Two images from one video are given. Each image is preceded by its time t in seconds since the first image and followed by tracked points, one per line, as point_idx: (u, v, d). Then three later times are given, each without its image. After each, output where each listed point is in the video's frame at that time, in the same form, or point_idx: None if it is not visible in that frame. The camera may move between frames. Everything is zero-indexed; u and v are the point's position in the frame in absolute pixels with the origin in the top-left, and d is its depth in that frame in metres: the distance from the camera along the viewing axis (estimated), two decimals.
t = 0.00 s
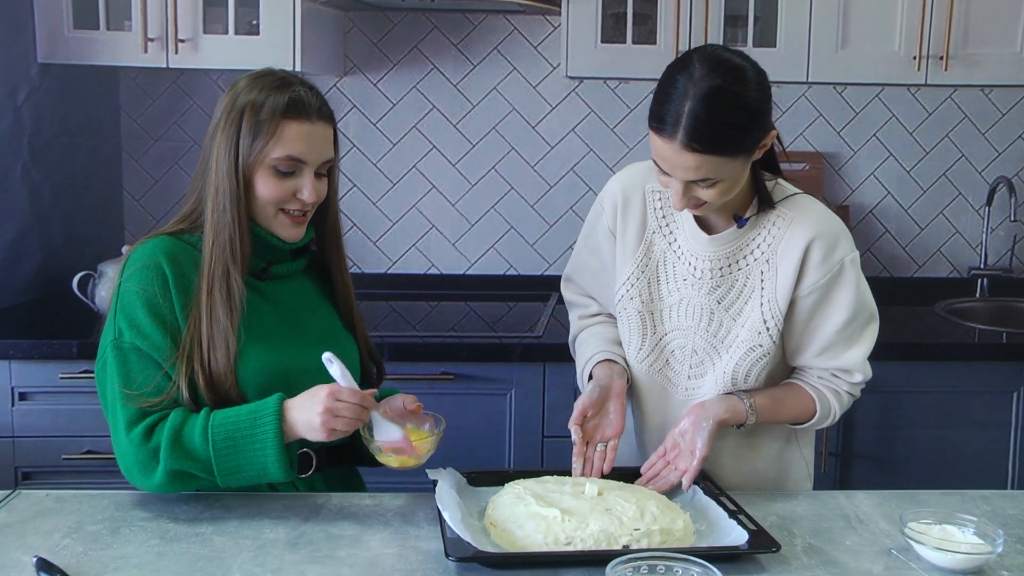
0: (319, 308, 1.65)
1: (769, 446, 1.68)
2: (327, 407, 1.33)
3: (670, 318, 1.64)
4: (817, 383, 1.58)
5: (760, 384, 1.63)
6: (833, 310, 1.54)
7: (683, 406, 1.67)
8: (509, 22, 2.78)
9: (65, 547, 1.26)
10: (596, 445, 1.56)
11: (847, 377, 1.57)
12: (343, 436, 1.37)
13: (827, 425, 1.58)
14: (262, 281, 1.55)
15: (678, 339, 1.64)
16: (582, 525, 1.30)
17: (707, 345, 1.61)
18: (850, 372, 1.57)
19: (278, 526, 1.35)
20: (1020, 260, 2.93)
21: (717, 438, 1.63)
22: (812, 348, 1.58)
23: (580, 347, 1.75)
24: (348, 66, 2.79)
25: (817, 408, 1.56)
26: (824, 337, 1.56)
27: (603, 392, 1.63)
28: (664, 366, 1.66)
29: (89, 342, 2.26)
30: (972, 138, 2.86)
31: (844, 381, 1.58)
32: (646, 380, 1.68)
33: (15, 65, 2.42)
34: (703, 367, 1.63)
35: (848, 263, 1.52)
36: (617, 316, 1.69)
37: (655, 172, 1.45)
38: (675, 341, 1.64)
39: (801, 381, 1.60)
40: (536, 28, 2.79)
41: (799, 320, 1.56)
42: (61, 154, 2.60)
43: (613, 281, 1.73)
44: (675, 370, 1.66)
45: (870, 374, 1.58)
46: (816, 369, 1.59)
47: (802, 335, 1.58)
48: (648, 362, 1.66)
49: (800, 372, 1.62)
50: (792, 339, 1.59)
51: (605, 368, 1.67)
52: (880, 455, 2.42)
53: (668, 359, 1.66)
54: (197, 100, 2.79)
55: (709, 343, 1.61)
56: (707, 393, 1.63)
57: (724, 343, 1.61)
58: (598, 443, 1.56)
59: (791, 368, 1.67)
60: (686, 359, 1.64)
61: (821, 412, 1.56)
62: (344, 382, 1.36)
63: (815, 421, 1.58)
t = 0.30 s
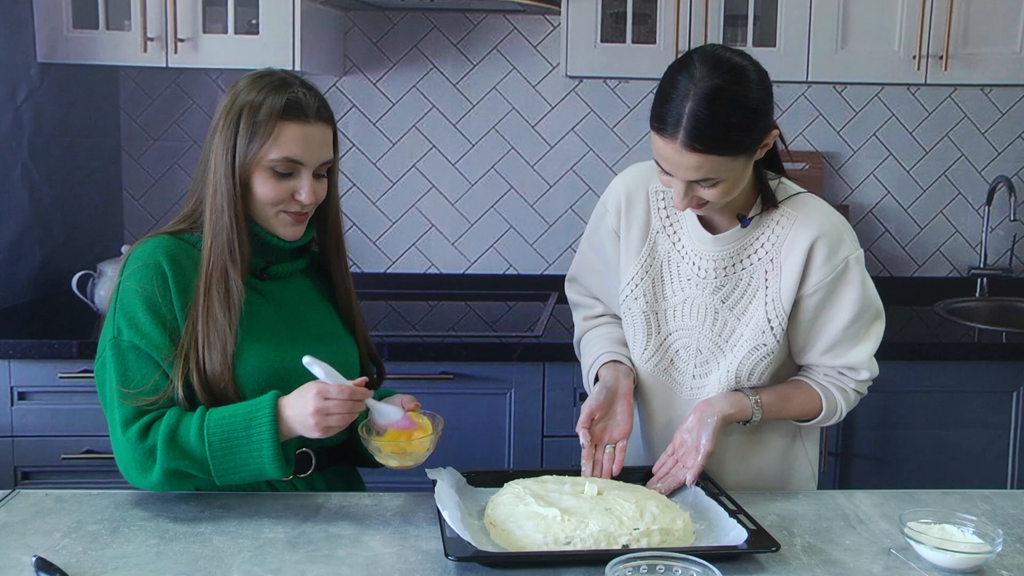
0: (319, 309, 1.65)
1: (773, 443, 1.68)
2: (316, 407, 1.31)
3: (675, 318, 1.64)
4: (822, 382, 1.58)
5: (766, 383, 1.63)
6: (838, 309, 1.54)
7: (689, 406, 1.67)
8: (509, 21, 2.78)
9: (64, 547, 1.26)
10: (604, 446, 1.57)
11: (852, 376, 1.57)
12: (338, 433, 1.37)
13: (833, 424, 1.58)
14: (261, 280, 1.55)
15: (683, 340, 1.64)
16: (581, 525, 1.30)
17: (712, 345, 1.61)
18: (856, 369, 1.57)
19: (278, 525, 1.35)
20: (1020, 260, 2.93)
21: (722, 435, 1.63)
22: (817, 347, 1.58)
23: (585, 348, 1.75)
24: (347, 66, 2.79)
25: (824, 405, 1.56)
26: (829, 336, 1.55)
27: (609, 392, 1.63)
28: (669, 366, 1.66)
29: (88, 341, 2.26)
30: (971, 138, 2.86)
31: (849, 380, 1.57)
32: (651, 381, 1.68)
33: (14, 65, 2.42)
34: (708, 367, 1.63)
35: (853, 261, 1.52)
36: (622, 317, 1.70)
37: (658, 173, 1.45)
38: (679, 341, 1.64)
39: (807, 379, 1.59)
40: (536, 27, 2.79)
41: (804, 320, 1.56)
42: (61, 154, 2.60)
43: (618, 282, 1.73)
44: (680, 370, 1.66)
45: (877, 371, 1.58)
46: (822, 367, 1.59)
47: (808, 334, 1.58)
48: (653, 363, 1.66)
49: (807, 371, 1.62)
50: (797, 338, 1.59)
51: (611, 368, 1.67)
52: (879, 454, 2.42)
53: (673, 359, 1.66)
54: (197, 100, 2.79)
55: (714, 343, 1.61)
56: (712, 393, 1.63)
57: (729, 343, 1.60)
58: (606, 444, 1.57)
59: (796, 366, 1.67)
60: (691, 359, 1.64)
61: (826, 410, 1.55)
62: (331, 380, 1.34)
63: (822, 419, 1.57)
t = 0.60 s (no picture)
0: (320, 309, 1.65)
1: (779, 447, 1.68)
2: (318, 415, 1.31)
3: (682, 318, 1.64)
4: (828, 384, 1.58)
5: (772, 384, 1.63)
6: (844, 310, 1.54)
7: (696, 407, 1.67)
8: (509, 21, 2.78)
9: (64, 547, 1.26)
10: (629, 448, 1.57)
11: (858, 377, 1.57)
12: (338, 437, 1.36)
13: (837, 426, 1.58)
14: (260, 280, 1.55)
15: (689, 340, 1.64)
16: (581, 525, 1.30)
17: (719, 345, 1.61)
18: (861, 371, 1.57)
19: (278, 525, 1.35)
20: (1020, 260, 2.93)
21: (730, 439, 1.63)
22: (823, 348, 1.58)
23: (596, 351, 1.74)
24: (347, 66, 2.79)
25: (829, 408, 1.56)
26: (835, 337, 1.56)
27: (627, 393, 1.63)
28: (675, 367, 1.66)
29: (88, 341, 2.26)
30: (971, 138, 2.86)
31: (855, 382, 1.58)
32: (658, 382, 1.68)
33: (14, 65, 2.41)
34: (715, 368, 1.63)
35: (859, 262, 1.53)
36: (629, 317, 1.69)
37: (665, 174, 1.45)
38: (686, 341, 1.64)
39: (812, 381, 1.59)
40: (535, 27, 2.79)
41: (810, 321, 1.56)
42: (61, 154, 2.60)
43: (625, 281, 1.72)
44: (687, 371, 1.66)
45: (879, 374, 1.58)
46: (827, 368, 1.59)
47: (813, 335, 1.58)
48: (659, 364, 1.66)
49: (812, 372, 1.62)
50: (803, 339, 1.59)
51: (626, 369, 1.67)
52: (879, 454, 2.42)
53: (679, 360, 1.66)
54: (196, 100, 2.79)
55: (720, 343, 1.61)
56: (719, 394, 1.63)
57: (735, 343, 1.60)
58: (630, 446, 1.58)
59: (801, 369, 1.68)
60: (698, 359, 1.64)
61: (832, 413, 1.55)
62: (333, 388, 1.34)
63: (826, 422, 1.57)
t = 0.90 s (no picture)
0: (321, 309, 1.65)
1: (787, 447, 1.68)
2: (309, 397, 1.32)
3: (691, 322, 1.64)
4: (842, 385, 1.58)
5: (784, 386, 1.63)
6: (858, 311, 1.55)
7: (706, 413, 1.66)
8: (509, 21, 2.78)
9: (64, 547, 1.26)
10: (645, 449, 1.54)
11: (871, 379, 1.58)
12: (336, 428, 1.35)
13: (851, 429, 1.58)
14: (260, 281, 1.55)
15: (698, 344, 1.63)
16: (581, 525, 1.30)
17: (729, 348, 1.61)
18: (875, 373, 1.57)
19: (278, 526, 1.35)
20: (1020, 260, 2.93)
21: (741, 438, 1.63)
22: (835, 350, 1.58)
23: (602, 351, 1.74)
24: (347, 65, 2.79)
25: (845, 410, 1.56)
26: (848, 338, 1.56)
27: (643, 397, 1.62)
28: (683, 371, 1.65)
29: (88, 341, 2.26)
30: (971, 138, 2.86)
31: (867, 384, 1.58)
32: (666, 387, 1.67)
33: (14, 65, 2.41)
34: (724, 371, 1.62)
35: (871, 263, 1.53)
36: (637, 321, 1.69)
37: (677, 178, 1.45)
38: (695, 345, 1.64)
39: (828, 384, 1.59)
40: (535, 27, 2.79)
41: (822, 323, 1.57)
42: (61, 154, 2.60)
43: (631, 284, 1.72)
44: (695, 375, 1.65)
45: (896, 373, 1.58)
46: (841, 370, 1.60)
47: (826, 337, 1.58)
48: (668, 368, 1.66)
49: (825, 374, 1.63)
50: (815, 341, 1.60)
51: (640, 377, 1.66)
52: (879, 454, 2.42)
53: (687, 364, 1.65)
54: (196, 99, 2.79)
55: (731, 346, 1.61)
56: (729, 397, 1.62)
57: (746, 345, 1.60)
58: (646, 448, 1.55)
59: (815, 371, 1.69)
60: (706, 362, 1.63)
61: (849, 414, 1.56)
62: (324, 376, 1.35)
63: (841, 424, 1.58)
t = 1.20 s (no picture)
0: (320, 309, 1.65)
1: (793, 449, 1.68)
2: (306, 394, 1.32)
3: (702, 326, 1.63)
4: (848, 387, 1.58)
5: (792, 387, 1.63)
6: (868, 313, 1.55)
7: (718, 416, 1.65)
8: (509, 21, 2.78)
9: (64, 547, 1.26)
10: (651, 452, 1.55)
11: (880, 382, 1.58)
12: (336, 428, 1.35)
13: (856, 431, 1.58)
14: (258, 282, 1.55)
15: (710, 347, 1.63)
16: (581, 525, 1.30)
17: (740, 351, 1.61)
18: (882, 376, 1.57)
19: (278, 525, 1.35)
20: (1019, 260, 2.93)
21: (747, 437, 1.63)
22: (845, 353, 1.58)
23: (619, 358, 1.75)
24: (347, 65, 2.79)
25: (849, 412, 1.57)
26: (858, 340, 1.56)
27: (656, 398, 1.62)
28: (696, 375, 1.65)
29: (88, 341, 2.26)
30: (971, 138, 2.86)
31: (876, 386, 1.58)
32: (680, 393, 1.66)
33: (14, 65, 2.41)
34: (736, 374, 1.62)
35: (883, 265, 1.53)
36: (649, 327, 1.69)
37: (693, 184, 1.45)
38: (707, 348, 1.64)
39: (832, 385, 1.60)
40: (535, 27, 2.79)
41: (833, 325, 1.57)
42: (61, 154, 2.60)
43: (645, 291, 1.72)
44: (708, 379, 1.65)
45: (902, 379, 1.58)
46: (847, 373, 1.60)
47: (836, 339, 1.59)
48: (683, 375, 1.65)
49: (831, 377, 1.63)
50: (825, 343, 1.60)
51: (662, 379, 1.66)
52: (879, 454, 2.42)
53: (699, 367, 1.65)
54: (196, 99, 2.79)
55: (743, 349, 1.61)
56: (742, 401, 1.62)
57: (757, 347, 1.60)
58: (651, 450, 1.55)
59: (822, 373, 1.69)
60: (718, 366, 1.63)
61: (854, 417, 1.56)
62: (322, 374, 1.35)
63: (845, 426, 1.58)
